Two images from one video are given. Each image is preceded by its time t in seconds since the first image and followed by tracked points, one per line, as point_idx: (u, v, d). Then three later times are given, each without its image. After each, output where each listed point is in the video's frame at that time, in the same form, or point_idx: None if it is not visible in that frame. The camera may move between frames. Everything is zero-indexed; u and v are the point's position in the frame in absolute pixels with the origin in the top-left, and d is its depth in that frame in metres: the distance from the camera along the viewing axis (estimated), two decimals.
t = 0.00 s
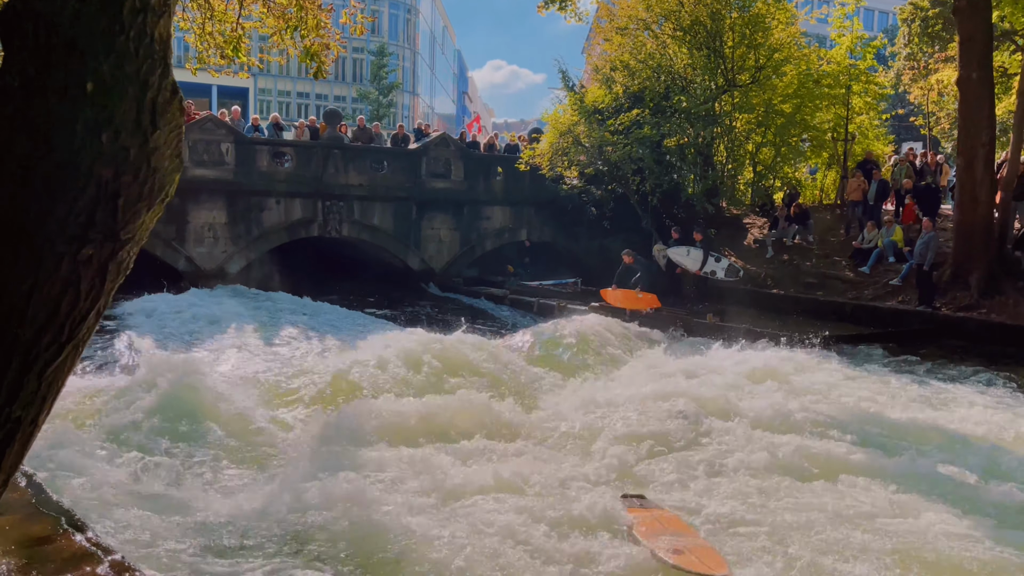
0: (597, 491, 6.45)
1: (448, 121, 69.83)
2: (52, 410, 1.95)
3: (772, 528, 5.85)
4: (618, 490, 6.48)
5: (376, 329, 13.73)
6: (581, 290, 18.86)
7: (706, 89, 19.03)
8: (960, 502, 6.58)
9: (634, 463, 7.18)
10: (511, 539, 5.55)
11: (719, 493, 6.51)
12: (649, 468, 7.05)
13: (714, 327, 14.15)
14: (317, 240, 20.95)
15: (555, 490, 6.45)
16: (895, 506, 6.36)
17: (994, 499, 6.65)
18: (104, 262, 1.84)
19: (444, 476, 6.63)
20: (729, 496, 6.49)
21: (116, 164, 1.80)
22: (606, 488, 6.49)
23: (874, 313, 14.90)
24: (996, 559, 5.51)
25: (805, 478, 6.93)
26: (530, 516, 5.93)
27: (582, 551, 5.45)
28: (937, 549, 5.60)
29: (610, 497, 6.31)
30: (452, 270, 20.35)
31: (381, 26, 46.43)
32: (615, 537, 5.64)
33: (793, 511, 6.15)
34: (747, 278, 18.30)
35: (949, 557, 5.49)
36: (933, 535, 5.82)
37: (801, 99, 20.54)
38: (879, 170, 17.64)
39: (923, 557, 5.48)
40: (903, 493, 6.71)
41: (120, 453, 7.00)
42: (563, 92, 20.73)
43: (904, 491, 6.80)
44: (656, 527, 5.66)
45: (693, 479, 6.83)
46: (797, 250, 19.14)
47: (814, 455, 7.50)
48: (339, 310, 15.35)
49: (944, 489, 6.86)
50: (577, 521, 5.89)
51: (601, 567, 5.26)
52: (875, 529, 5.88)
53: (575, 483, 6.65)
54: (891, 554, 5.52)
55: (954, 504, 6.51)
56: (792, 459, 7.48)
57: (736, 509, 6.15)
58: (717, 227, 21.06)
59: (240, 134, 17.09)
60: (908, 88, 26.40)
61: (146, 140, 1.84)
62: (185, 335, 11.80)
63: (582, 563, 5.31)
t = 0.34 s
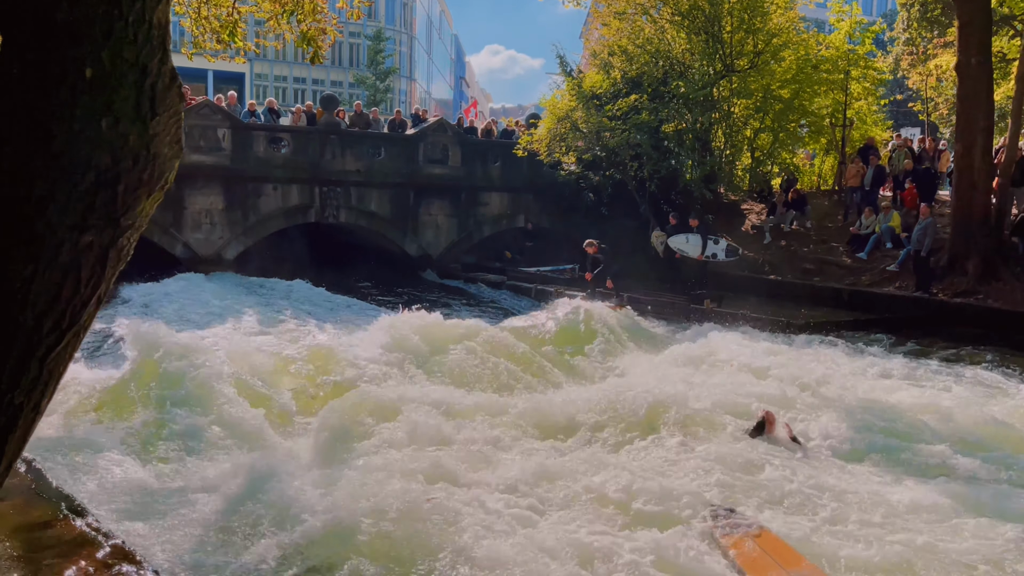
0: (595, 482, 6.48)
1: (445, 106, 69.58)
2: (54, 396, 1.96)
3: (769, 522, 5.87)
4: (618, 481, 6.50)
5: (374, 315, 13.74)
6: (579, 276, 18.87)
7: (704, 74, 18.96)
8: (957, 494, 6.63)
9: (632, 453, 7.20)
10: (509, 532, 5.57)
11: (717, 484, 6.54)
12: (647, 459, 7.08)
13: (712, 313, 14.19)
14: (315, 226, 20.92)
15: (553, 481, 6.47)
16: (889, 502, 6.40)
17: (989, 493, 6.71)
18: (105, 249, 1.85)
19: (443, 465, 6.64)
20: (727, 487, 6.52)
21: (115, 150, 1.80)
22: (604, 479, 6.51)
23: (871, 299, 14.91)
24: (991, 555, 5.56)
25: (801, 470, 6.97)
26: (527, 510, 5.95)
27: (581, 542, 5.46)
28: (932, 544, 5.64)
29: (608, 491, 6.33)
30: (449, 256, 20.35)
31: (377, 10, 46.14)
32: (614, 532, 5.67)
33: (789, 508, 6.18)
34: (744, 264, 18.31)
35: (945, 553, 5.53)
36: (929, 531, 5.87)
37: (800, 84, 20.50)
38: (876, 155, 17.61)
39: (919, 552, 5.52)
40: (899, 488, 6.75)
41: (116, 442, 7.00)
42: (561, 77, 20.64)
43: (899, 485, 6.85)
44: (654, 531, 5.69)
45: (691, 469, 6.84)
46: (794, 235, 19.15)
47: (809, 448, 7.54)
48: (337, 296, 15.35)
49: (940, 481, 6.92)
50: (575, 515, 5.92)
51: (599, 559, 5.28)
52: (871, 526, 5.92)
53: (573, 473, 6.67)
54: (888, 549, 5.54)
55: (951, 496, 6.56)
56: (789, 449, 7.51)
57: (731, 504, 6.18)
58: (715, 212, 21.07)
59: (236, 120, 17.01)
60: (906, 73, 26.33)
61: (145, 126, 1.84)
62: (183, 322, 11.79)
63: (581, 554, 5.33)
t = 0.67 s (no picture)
0: (593, 475, 6.50)
1: (443, 92, 69.27)
2: (53, 382, 1.97)
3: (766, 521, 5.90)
4: (616, 476, 6.53)
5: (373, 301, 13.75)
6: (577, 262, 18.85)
7: (703, 59, 18.89)
8: (952, 496, 6.67)
9: (630, 437, 7.22)
10: (507, 525, 5.60)
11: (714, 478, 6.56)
12: (645, 447, 7.09)
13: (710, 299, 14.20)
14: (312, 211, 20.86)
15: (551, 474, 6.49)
16: (885, 498, 6.42)
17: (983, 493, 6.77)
18: (103, 234, 1.86)
19: (440, 456, 6.66)
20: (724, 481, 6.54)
21: (113, 135, 1.79)
22: (603, 473, 6.55)
23: (868, 285, 14.93)
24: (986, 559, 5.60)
25: (797, 463, 7.00)
26: (527, 500, 5.96)
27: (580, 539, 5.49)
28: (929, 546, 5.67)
29: (607, 485, 6.35)
30: (447, 242, 20.32)
31: None
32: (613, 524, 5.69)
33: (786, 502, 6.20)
34: (742, 250, 18.31)
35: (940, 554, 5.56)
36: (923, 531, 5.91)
37: (799, 69, 20.45)
38: (875, 141, 17.57)
39: (914, 553, 5.55)
40: (893, 482, 6.79)
41: (113, 428, 7.01)
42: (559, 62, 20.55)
43: (895, 479, 6.88)
44: (650, 529, 5.72)
45: (689, 462, 6.86)
46: (792, 221, 19.14)
47: (806, 436, 7.57)
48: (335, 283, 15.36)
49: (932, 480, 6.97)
50: (575, 505, 5.94)
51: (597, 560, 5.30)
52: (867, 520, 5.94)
53: (571, 464, 6.68)
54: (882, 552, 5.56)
55: (947, 497, 6.60)
56: (786, 438, 7.54)
57: (729, 499, 6.20)
58: (713, 198, 21.05)
59: (233, 105, 16.94)
60: (905, 58, 26.25)
61: (143, 111, 1.84)
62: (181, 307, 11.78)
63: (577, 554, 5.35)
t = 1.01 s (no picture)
0: (593, 466, 6.49)
1: (441, 79, 69.05)
2: (57, 371, 1.97)
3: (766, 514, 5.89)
4: (616, 464, 6.52)
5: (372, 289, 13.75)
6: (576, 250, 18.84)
7: (703, 46, 18.82)
8: (949, 481, 6.67)
9: (630, 425, 7.22)
10: (508, 514, 5.59)
11: (715, 468, 6.56)
12: (645, 434, 7.09)
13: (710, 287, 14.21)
14: (312, 199, 20.81)
15: (551, 463, 6.49)
16: (885, 494, 6.42)
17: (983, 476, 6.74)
18: (106, 223, 1.86)
19: (441, 445, 6.66)
20: (724, 472, 6.54)
21: (114, 122, 1.79)
22: (604, 463, 6.55)
23: (868, 273, 14.92)
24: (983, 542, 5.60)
25: (798, 450, 7.03)
26: (527, 490, 5.96)
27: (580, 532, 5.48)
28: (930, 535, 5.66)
29: (607, 474, 6.35)
30: (447, 231, 20.29)
31: None
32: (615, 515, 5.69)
33: (786, 496, 6.20)
34: (742, 238, 18.30)
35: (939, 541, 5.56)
36: (921, 520, 5.91)
37: (798, 56, 20.38)
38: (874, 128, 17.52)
39: (914, 540, 5.54)
40: (894, 470, 6.80)
41: (112, 417, 7.01)
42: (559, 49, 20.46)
43: (895, 466, 6.88)
44: (651, 515, 5.71)
45: (689, 450, 6.86)
46: (792, 209, 19.14)
47: (806, 425, 7.57)
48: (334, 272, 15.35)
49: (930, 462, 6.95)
50: (575, 495, 5.94)
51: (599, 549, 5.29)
52: (867, 515, 5.95)
53: (571, 453, 6.68)
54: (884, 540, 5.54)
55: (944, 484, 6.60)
56: (786, 425, 7.54)
57: (729, 490, 6.19)
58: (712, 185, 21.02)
59: (232, 92, 16.89)
60: (905, 45, 26.17)
61: (145, 99, 1.84)
62: (181, 296, 11.76)
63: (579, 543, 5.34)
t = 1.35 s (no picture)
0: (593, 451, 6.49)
1: (441, 68, 68.85)
2: (60, 360, 1.98)
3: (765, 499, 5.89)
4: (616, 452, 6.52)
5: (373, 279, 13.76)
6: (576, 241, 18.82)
7: (703, 35, 18.75)
8: (950, 462, 6.66)
9: (631, 410, 7.21)
10: (507, 502, 5.59)
11: (714, 456, 6.55)
12: (645, 422, 7.09)
13: (710, 276, 14.22)
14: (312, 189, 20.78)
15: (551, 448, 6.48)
16: (886, 479, 6.41)
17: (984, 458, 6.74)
18: (107, 213, 1.87)
19: (441, 434, 6.66)
20: (724, 459, 6.54)
21: (115, 113, 1.79)
22: (604, 449, 6.55)
23: (868, 263, 14.93)
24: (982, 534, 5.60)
25: (799, 438, 7.04)
26: (527, 475, 5.96)
27: (579, 513, 5.48)
28: (929, 530, 5.66)
29: (606, 461, 6.34)
30: (447, 221, 20.26)
31: None
32: (614, 500, 5.69)
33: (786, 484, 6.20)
34: (742, 228, 18.29)
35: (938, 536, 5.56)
36: (922, 509, 5.92)
37: (800, 46, 20.29)
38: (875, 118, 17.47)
39: (913, 537, 5.53)
40: (895, 456, 6.80)
41: (113, 406, 7.04)
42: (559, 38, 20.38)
43: (895, 453, 6.88)
44: (652, 502, 5.72)
45: (689, 438, 6.85)
46: (793, 199, 19.12)
47: (807, 412, 7.57)
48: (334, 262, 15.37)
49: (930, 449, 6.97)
50: (575, 481, 5.94)
51: (597, 532, 5.28)
52: (866, 508, 5.95)
53: (573, 440, 6.70)
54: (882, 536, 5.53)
55: (945, 465, 6.60)
56: (786, 413, 7.55)
57: (729, 477, 6.19)
58: (713, 175, 20.99)
59: (231, 82, 16.87)
60: (908, 33, 26.05)
61: (145, 89, 1.84)
62: (182, 287, 11.77)
63: (577, 528, 5.34)
